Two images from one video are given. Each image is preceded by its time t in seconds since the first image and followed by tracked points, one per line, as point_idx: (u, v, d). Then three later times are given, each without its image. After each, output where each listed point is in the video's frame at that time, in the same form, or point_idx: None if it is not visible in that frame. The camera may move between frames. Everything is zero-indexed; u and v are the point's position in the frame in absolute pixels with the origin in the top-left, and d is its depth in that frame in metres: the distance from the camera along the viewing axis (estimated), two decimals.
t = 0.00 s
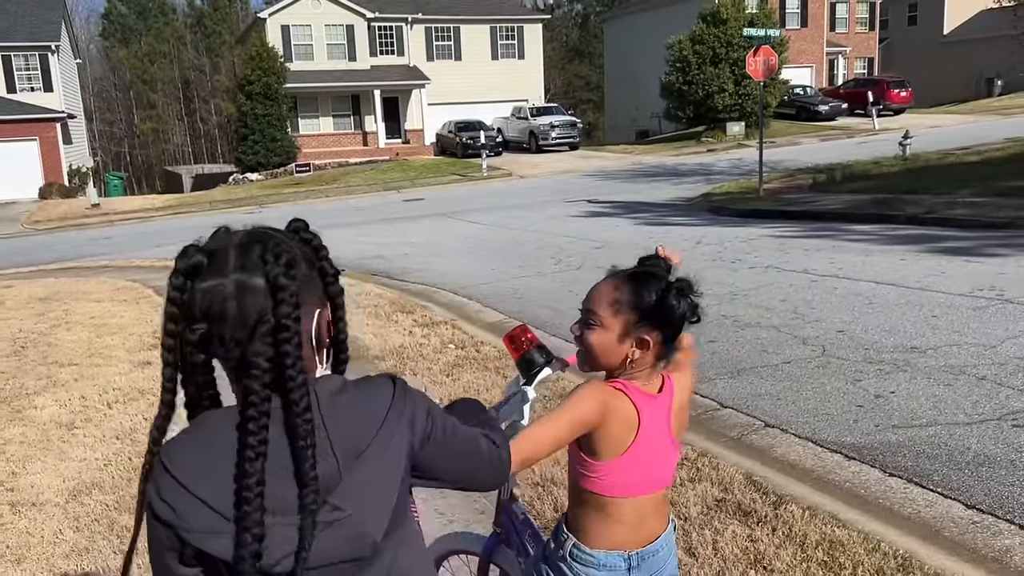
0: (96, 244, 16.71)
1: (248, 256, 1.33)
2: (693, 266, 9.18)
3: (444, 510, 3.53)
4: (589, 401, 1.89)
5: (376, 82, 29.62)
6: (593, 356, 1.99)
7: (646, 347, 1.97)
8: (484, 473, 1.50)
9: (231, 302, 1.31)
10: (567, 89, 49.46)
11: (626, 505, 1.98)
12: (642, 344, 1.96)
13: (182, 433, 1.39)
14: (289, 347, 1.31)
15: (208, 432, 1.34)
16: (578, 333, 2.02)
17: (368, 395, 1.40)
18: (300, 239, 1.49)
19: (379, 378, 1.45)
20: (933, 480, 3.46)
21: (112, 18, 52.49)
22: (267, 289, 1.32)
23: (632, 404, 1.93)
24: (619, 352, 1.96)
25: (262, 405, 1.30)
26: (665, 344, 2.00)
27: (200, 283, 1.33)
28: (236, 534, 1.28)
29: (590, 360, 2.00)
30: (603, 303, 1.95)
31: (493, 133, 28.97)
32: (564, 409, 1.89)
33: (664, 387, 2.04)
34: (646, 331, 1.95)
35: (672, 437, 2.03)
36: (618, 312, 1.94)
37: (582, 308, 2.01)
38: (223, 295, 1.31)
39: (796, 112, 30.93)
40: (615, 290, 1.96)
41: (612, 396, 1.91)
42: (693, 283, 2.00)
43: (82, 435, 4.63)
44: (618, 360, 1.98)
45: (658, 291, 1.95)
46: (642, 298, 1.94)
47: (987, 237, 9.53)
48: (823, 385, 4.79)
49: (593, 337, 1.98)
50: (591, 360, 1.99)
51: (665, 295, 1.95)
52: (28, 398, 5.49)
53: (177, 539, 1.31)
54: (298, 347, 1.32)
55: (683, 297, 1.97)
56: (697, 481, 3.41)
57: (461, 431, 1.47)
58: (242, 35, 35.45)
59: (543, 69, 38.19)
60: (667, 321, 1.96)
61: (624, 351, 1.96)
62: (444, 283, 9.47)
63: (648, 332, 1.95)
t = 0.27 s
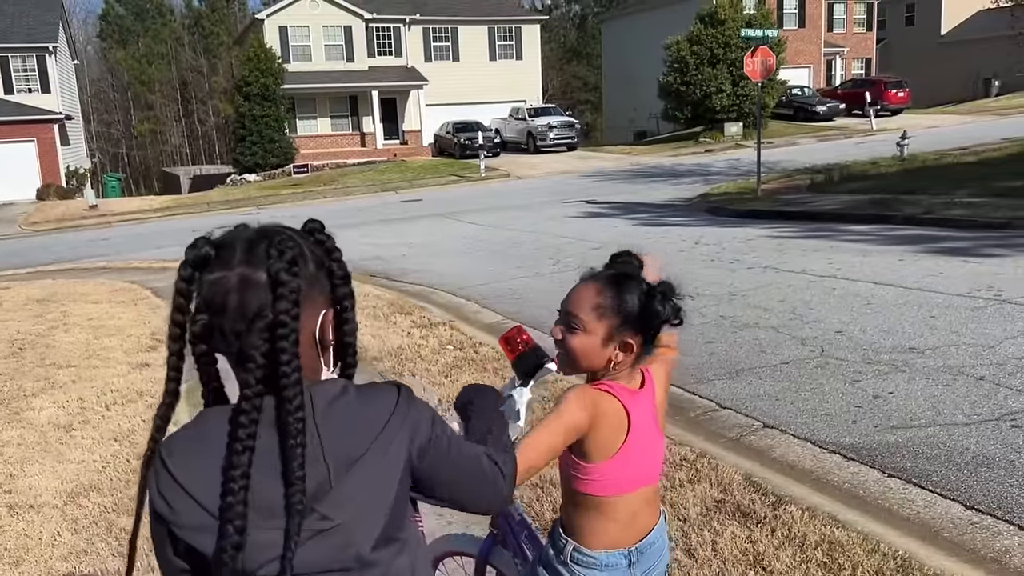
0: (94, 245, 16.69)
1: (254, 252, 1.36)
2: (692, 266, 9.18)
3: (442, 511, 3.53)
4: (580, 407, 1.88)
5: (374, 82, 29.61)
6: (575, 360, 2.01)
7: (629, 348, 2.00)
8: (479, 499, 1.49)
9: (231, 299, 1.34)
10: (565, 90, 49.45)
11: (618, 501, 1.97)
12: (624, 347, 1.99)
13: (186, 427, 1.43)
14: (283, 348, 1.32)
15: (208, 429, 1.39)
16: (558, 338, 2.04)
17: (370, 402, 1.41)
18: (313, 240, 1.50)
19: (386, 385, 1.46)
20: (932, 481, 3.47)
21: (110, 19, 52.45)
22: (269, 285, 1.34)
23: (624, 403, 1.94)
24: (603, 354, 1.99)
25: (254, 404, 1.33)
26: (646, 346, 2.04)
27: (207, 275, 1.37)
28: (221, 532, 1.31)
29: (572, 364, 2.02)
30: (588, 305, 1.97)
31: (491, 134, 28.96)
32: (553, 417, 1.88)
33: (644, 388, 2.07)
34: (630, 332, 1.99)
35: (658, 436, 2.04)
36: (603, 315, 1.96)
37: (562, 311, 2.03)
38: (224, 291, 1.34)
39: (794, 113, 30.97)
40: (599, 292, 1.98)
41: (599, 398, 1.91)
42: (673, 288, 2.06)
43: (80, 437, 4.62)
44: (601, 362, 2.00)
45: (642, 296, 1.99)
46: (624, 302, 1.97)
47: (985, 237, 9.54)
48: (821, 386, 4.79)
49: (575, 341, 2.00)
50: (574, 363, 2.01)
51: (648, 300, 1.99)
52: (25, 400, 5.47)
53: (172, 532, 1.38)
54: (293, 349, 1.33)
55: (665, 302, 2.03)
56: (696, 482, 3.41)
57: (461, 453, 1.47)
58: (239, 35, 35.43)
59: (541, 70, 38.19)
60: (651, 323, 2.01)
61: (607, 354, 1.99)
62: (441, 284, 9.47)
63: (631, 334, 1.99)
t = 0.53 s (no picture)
0: (94, 246, 16.69)
1: (341, 244, 1.44)
2: (691, 266, 9.19)
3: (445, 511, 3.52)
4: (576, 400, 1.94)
5: (373, 83, 29.59)
6: (572, 353, 2.10)
7: (625, 345, 2.07)
8: (519, 505, 1.57)
9: (323, 285, 1.42)
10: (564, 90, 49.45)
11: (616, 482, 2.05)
12: (621, 345, 2.07)
13: (258, 405, 1.50)
14: (370, 336, 1.42)
15: (283, 405, 1.45)
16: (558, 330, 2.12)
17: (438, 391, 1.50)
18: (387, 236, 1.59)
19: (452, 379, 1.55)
20: (932, 480, 3.47)
21: (109, 19, 52.39)
22: (355, 276, 1.43)
23: (622, 397, 2.01)
24: (601, 351, 2.07)
25: (338, 386, 1.41)
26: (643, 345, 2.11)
27: (293, 264, 1.44)
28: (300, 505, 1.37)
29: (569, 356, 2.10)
30: (590, 302, 2.05)
31: (491, 134, 28.95)
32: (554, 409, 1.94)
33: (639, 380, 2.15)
34: (627, 332, 2.06)
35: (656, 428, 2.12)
36: (603, 313, 2.04)
37: (563, 304, 2.12)
38: (315, 277, 1.42)
39: (793, 113, 30.96)
40: (602, 292, 2.05)
41: (599, 391, 1.98)
42: (676, 294, 2.10)
43: (79, 438, 4.62)
44: (599, 355, 2.08)
45: (642, 298, 2.06)
46: (625, 303, 2.04)
47: (985, 237, 9.54)
48: (820, 386, 4.78)
49: (576, 334, 2.09)
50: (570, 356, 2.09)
51: (652, 305, 2.05)
52: (24, 401, 5.46)
53: (245, 497, 1.43)
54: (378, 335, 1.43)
55: (669, 306, 2.07)
56: (695, 482, 3.41)
57: (516, 454, 1.56)
58: (238, 36, 35.36)
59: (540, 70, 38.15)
60: (649, 325, 2.07)
61: (606, 350, 2.06)
62: (441, 285, 9.47)
63: (628, 334, 2.06)
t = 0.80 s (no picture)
0: (94, 246, 16.69)
1: (424, 228, 1.56)
2: (691, 266, 9.19)
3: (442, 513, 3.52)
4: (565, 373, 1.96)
5: (372, 84, 29.59)
6: (558, 323, 2.12)
7: (610, 313, 2.09)
8: (551, 495, 1.71)
9: (406, 265, 1.54)
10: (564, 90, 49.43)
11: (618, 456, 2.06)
12: (606, 312, 2.09)
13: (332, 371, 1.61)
14: (455, 313, 1.57)
15: (358, 372, 1.56)
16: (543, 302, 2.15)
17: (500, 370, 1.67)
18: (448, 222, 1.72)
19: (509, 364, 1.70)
20: (930, 480, 3.47)
21: (109, 19, 52.35)
22: (437, 257, 1.56)
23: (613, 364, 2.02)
24: (587, 319, 2.09)
25: (429, 357, 1.55)
26: (628, 313, 2.13)
27: (375, 246, 1.55)
28: (379, 463, 1.51)
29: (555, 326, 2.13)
30: (577, 273, 2.07)
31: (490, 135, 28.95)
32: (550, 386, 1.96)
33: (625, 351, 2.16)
34: (612, 299, 2.08)
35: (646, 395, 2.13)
36: (589, 282, 2.07)
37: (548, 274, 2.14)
38: (399, 258, 1.54)
39: (793, 113, 30.94)
40: (586, 262, 2.07)
41: (591, 362, 1.99)
42: (657, 259, 2.13)
43: (78, 438, 4.62)
44: (585, 325, 2.10)
45: (624, 266, 2.08)
46: (609, 271, 2.07)
47: (984, 237, 9.55)
48: (818, 387, 4.78)
49: (560, 304, 2.10)
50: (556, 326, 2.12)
51: (634, 269, 2.08)
52: (24, 401, 5.46)
53: (321, 455, 1.54)
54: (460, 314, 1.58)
55: (650, 272, 2.10)
56: (693, 482, 3.41)
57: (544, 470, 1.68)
58: (238, 37, 35.29)
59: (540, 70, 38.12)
60: (633, 292, 2.09)
61: (591, 319, 2.09)
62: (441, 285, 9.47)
63: (613, 301, 2.08)
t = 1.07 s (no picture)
0: (94, 247, 16.70)
1: (421, 227, 1.58)
2: (691, 267, 9.19)
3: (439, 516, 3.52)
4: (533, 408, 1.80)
5: (373, 84, 29.60)
6: (518, 346, 1.97)
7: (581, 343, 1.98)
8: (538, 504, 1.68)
9: (396, 261, 1.56)
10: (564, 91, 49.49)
11: (594, 482, 1.96)
12: (575, 341, 1.97)
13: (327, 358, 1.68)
14: (448, 308, 1.56)
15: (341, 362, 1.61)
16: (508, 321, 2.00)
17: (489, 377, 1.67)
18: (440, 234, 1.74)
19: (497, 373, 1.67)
20: (930, 481, 3.47)
21: (110, 20, 52.40)
22: (429, 253, 1.57)
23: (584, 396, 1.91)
24: (553, 344, 1.96)
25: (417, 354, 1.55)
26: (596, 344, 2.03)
27: (372, 243, 1.58)
28: (338, 442, 1.56)
29: (513, 350, 1.97)
30: (553, 296, 1.95)
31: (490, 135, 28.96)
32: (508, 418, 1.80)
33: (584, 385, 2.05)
34: (585, 329, 1.97)
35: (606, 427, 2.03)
36: (566, 307, 1.95)
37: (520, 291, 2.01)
38: (388, 254, 1.56)
39: (793, 114, 30.97)
40: (561, 288, 1.97)
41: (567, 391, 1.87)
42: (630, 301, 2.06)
43: (78, 439, 4.62)
44: (551, 351, 1.97)
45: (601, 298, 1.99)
46: (585, 297, 1.98)
47: (983, 238, 9.56)
48: (818, 387, 4.78)
49: (526, 326, 1.96)
50: (515, 350, 1.97)
51: (610, 303, 2.00)
52: (24, 402, 5.47)
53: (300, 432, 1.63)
54: (456, 311, 1.57)
55: (623, 310, 2.02)
56: (691, 483, 3.41)
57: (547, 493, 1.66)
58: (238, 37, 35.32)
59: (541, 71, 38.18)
60: (606, 327, 2.00)
61: (556, 345, 1.96)
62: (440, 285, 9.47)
63: (584, 330, 1.97)
